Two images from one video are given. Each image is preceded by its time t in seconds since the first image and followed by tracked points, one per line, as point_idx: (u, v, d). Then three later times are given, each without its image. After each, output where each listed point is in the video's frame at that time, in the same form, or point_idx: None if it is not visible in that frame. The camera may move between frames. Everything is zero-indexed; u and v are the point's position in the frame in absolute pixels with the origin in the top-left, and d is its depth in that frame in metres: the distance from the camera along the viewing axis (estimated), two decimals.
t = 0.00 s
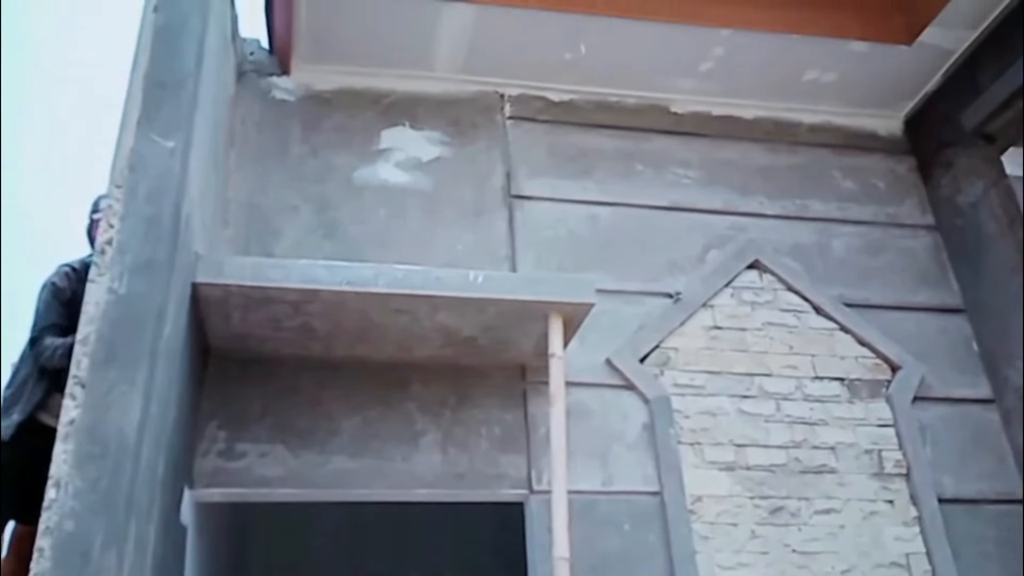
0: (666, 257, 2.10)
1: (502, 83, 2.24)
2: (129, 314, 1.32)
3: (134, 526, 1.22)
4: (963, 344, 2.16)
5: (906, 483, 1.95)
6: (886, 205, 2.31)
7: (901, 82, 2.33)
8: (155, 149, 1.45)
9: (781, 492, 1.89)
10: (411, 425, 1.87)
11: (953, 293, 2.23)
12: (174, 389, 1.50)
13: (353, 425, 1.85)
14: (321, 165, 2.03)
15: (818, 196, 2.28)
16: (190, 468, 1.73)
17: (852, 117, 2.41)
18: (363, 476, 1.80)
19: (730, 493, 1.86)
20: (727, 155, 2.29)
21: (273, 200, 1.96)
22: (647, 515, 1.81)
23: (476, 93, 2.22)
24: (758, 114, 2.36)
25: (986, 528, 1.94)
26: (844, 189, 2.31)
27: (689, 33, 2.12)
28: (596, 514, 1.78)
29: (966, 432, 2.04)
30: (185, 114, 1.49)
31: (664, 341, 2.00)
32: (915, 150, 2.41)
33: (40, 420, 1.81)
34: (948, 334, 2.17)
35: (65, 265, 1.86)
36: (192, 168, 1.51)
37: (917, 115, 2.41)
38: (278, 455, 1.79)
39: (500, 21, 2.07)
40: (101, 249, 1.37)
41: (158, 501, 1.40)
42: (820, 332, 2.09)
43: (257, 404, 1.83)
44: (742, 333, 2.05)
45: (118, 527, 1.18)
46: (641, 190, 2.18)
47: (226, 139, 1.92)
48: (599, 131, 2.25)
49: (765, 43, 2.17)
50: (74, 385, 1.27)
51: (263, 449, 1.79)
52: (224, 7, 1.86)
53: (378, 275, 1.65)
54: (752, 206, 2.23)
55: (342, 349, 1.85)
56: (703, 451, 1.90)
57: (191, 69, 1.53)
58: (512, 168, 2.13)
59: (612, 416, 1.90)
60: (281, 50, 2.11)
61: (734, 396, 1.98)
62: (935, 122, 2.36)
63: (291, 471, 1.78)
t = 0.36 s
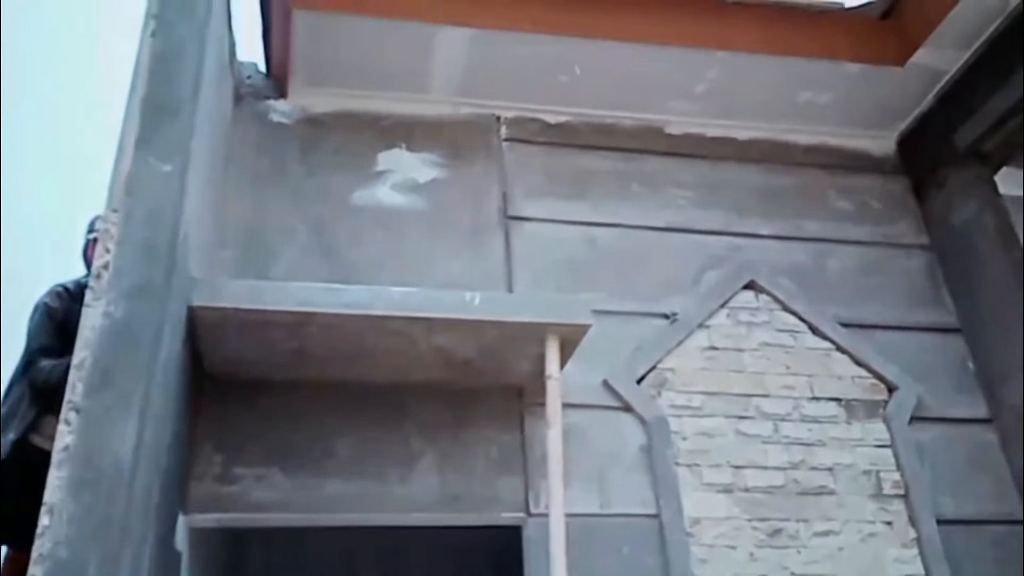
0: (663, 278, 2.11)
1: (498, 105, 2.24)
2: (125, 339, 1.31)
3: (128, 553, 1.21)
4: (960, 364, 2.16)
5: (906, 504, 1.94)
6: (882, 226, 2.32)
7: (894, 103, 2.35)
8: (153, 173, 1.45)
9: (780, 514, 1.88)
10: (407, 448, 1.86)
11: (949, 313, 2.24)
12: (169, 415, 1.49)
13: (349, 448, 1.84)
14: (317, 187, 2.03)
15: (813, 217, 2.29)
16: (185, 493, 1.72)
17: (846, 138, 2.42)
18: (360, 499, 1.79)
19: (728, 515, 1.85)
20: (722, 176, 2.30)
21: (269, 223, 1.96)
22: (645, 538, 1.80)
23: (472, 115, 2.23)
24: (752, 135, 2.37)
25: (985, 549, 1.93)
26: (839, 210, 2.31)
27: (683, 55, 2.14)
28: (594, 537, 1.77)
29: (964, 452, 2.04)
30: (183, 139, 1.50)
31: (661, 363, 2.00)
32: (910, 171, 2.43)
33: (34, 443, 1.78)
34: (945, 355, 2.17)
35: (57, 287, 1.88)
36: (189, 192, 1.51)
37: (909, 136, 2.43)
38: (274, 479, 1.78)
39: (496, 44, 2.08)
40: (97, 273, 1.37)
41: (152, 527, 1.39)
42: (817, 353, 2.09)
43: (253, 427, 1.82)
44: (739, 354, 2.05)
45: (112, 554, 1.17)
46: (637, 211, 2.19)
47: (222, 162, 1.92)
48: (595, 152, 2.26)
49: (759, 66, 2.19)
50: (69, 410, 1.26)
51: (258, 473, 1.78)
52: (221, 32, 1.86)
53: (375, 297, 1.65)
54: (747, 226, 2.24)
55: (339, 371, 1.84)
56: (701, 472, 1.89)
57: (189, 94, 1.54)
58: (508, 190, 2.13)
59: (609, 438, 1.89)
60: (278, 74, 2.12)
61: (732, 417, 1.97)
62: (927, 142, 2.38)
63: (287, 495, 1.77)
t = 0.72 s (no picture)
0: (664, 301, 2.08)
1: (497, 127, 2.23)
2: (120, 364, 1.28)
3: None
4: (965, 390, 2.14)
5: (912, 531, 1.91)
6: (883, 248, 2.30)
7: (895, 126, 2.34)
8: (148, 198, 1.42)
9: (785, 542, 1.85)
10: (405, 475, 1.83)
11: (952, 337, 2.21)
12: (162, 443, 1.46)
13: (346, 475, 1.80)
14: (314, 210, 2.00)
15: (814, 239, 2.27)
16: (178, 522, 1.68)
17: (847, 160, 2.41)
18: (356, 528, 1.75)
19: (733, 544, 1.82)
20: (722, 198, 2.28)
21: (266, 246, 1.93)
22: (648, 567, 1.76)
23: (471, 137, 2.21)
24: (753, 157, 2.36)
25: None
26: (840, 232, 2.30)
27: (683, 78, 2.13)
28: (595, 567, 1.73)
29: (970, 479, 2.01)
30: (179, 162, 1.47)
31: (662, 387, 1.97)
32: (913, 194, 2.41)
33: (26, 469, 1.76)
34: (949, 380, 2.15)
35: (52, 310, 1.85)
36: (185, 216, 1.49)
37: (912, 159, 2.42)
38: (269, 507, 1.74)
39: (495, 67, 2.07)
40: (91, 298, 1.34)
41: (145, 557, 1.35)
42: (820, 377, 2.07)
43: (247, 454, 1.78)
44: (742, 379, 2.02)
45: None
46: (638, 234, 2.17)
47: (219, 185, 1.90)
48: (595, 175, 2.24)
49: (760, 88, 2.18)
50: (62, 438, 1.22)
51: (253, 501, 1.74)
52: (219, 55, 1.85)
53: (373, 321, 1.62)
54: (748, 249, 2.22)
55: (335, 397, 1.81)
56: (704, 500, 1.86)
57: (186, 117, 1.52)
58: (507, 213, 2.11)
59: (611, 464, 1.86)
60: (276, 95, 2.11)
61: (735, 443, 1.94)
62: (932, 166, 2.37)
63: (282, 523, 1.73)
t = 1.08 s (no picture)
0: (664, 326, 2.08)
1: (496, 152, 2.24)
2: (118, 391, 1.28)
3: None
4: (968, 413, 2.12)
5: (914, 555, 1.89)
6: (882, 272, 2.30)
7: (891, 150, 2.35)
8: (149, 224, 1.43)
9: (787, 567, 1.83)
10: (404, 500, 1.81)
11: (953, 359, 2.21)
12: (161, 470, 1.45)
13: (345, 499, 1.79)
14: (314, 234, 2.01)
15: (812, 262, 2.28)
16: (176, 548, 1.67)
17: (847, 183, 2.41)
18: (356, 553, 1.74)
19: (734, 569, 1.81)
20: (721, 221, 2.29)
21: (266, 271, 1.93)
22: None
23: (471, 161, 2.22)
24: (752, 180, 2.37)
25: None
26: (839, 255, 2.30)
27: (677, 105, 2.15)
28: None
29: (973, 501, 2.00)
30: (179, 189, 1.48)
31: (662, 411, 1.96)
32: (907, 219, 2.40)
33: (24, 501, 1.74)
34: (950, 403, 2.14)
35: (45, 342, 1.85)
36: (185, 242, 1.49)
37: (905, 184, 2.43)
38: (267, 533, 1.73)
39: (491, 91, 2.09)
40: (90, 324, 1.34)
41: None
42: (820, 399, 2.06)
43: (246, 480, 1.77)
44: (743, 401, 2.02)
45: None
46: (637, 258, 2.17)
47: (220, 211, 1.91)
48: (594, 198, 2.25)
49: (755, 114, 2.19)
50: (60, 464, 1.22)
51: (251, 526, 1.73)
52: (220, 82, 1.86)
53: (372, 345, 1.62)
54: (747, 272, 2.22)
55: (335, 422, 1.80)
56: (706, 524, 1.85)
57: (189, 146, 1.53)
58: (506, 236, 2.12)
59: (612, 488, 1.85)
60: (276, 120, 2.11)
61: (736, 467, 1.93)
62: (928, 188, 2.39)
63: (280, 549, 1.72)
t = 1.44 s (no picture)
0: (664, 344, 2.08)
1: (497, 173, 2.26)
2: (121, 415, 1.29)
3: None
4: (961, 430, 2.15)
5: None
6: (881, 278, 2.32)
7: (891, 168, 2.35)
8: (154, 248, 1.44)
9: None
10: (407, 523, 1.74)
11: (947, 378, 2.24)
12: (159, 492, 1.44)
13: (349, 524, 1.73)
14: (317, 254, 2.01)
15: (814, 282, 2.24)
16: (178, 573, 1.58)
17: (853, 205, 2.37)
18: None
19: None
20: (719, 243, 2.29)
21: (272, 292, 1.93)
22: None
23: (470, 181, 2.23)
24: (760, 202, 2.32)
25: None
26: (845, 274, 2.27)
27: (675, 113, 2.15)
28: None
29: (984, 522, 2.00)
30: (181, 218, 1.52)
31: (666, 434, 1.96)
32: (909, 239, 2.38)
33: None
34: (946, 420, 2.15)
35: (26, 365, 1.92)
36: (184, 268, 1.53)
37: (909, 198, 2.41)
38: (269, 557, 1.66)
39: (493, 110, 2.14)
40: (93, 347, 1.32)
41: None
42: (825, 421, 2.02)
43: (246, 502, 1.72)
44: (750, 424, 1.98)
45: None
46: (636, 279, 2.17)
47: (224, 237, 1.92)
48: (592, 220, 2.26)
49: (756, 131, 2.19)
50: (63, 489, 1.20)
51: (254, 550, 1.66)
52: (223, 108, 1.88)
53: (374, 368, 1.71)
54: (749, 292, 2.20)
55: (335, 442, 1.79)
56: (713, 547, 1.80)
57: (188, 171, 1.57)
58: (510, 256, 2.14)
59: (617, 510, 1.83)
60: (283, 145, 2.16)
61: (742, 489, 1.89)
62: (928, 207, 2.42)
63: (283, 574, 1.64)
